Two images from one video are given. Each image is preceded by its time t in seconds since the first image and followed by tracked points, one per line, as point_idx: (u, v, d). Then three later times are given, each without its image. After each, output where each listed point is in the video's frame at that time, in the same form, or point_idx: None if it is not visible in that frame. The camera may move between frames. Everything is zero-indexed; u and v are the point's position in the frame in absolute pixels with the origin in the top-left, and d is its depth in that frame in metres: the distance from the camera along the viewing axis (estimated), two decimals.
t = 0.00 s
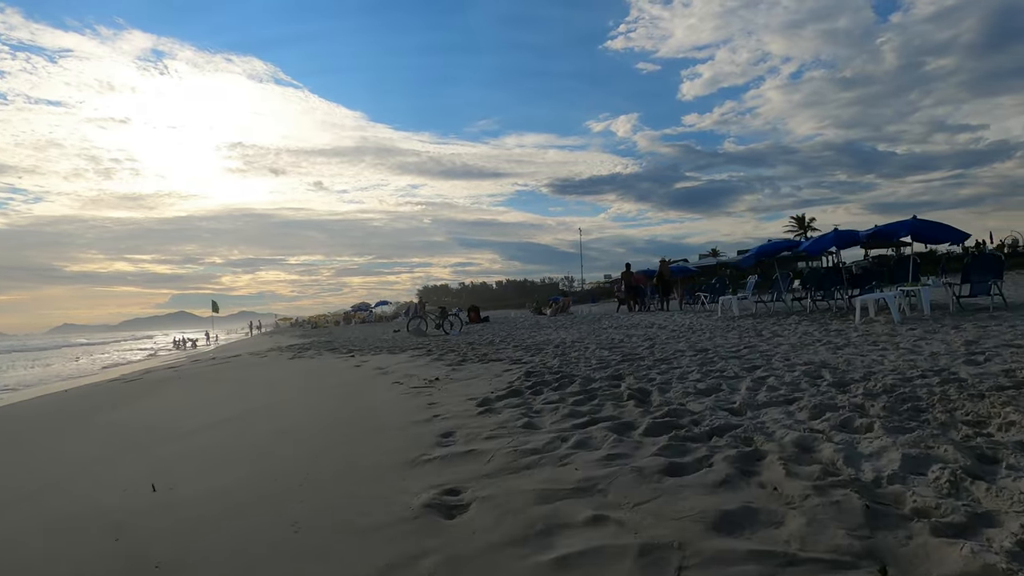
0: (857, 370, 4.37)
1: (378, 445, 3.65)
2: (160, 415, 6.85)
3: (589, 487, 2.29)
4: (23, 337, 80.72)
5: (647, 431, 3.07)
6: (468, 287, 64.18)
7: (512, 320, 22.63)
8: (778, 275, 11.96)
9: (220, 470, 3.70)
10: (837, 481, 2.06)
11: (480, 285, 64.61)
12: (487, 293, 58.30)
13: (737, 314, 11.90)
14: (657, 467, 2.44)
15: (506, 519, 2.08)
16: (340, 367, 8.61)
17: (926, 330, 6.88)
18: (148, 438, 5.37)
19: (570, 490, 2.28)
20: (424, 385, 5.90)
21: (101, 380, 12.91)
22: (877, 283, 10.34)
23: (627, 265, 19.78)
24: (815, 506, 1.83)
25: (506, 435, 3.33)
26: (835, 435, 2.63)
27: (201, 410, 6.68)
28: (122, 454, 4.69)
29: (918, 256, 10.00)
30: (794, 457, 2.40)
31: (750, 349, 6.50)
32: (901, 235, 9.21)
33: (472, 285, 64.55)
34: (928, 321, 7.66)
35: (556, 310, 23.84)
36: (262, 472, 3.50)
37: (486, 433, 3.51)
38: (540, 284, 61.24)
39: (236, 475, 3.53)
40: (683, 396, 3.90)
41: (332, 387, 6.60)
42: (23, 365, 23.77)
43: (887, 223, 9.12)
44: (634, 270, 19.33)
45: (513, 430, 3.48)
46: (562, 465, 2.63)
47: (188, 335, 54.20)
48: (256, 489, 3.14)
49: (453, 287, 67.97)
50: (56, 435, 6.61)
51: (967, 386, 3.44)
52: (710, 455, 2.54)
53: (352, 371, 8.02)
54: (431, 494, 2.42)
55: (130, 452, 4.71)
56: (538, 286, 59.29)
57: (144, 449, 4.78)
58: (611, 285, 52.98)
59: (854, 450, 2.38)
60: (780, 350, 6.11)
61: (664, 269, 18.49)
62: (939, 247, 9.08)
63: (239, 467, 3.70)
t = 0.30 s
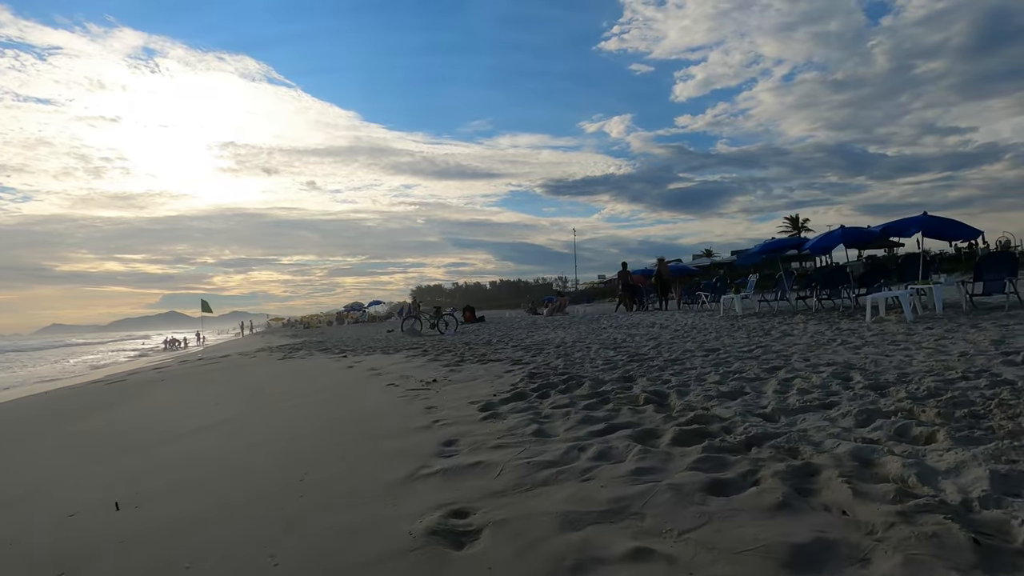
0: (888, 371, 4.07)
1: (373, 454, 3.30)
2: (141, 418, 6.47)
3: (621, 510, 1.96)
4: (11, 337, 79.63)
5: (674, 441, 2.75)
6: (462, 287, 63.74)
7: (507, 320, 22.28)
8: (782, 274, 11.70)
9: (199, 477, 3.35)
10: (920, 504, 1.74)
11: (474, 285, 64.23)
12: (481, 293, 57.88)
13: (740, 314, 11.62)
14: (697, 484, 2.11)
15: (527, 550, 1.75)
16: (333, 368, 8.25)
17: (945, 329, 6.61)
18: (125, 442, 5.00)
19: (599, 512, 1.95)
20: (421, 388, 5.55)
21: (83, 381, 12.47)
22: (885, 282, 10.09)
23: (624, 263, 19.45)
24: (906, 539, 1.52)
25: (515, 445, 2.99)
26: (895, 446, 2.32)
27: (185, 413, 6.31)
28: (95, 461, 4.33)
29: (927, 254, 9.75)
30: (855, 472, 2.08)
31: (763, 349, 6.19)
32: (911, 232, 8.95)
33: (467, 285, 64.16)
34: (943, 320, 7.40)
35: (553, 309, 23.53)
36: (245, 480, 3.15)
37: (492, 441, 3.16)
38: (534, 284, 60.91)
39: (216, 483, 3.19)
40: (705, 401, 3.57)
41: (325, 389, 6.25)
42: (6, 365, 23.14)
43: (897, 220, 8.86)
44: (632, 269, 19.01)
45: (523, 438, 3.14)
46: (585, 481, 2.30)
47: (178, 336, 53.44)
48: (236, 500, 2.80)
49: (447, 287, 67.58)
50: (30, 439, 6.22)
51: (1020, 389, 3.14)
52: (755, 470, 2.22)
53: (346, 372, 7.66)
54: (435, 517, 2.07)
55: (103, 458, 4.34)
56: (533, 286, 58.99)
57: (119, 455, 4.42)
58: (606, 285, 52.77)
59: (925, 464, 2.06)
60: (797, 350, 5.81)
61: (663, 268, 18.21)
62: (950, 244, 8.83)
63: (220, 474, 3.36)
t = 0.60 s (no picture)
0: (938, 383, 3.72)
1: (372, 479, 2.95)
2: (126, 425, 6.10)
3: (678, 569, 1.60)
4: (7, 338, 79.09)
5: (720, 471, 2.38)
6: (461, 287, 63.30)
7: (509, 321, 21.91)
8: (794, 275, 11.34)
9: (177, 500, 3.00)
10: None
11: (474, 286, 63.84)
12: (480, 293, 57.47)
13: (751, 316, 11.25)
14: (763, 532, 1.76)
15: None
16: (330, 374, 7.87)
17: (976, 333, 6.25)
18: (104, 453, 4.63)
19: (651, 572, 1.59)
20: (423, 398, 5.18)
21: (72, 385, 12.07)
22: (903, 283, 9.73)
23: (627, 263, 19.07)
24: None
25: (535, 473, 2.62)
26: (991, 482, 1.96)
27: (172, 421, 5.94)
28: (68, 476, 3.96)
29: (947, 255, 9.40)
30: (957, 519, 1.72)
31: (786, 356, 5.84)
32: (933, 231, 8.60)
33: (466, 285, 63.76)
34: (971, 324, 7.05)
35: (554, 310, 23.15)
36: (228, 507, 2.79)
37: (507, 467, 2.80)
38: (534, 285, 60.49)
39: (195, 508, 2.83)
40: (743, 418, 3.21)
41: (321, 398, 5.88)
42: None
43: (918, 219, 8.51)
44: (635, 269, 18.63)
45: (542, 464, 2.78)
46: (625, 525, 1.94)
47: (175, 336, 52.95)
48: (215, 533, 2.45)
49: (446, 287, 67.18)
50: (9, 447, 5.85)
51: None
52: (830, 513, 1.86)
53: (343, 378, 7.28)
54: None
55: (77, 470, 3.98)
56: (533, 286, 58.62)
57: (94, 468, 4.06)
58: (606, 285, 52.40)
59: None
60: (824, 357, 5.45)
61: (667, 268, 17.85)
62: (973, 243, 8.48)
63: (202, 496, 3.00)
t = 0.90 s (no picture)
0: (996, 381, 3.36)
1: (368, 486, 2.57)
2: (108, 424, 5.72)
3: None
4: (3, 337, 78.68)
5: (779, 482, 2.02)
6: (461, 287, 62.90)
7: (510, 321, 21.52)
8: (807, 272, 10.98)
9: (148, 503, 2.62)
10: None
11: (473, 285, 63.47)
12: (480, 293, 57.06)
13: (762, 314, 10.89)
14: (859, 564, 1.39)
15: None
16: (327, 372, 7.49)
17: (1011, 330, 5.89)
18: (78, 452, 4.25)
19: None
20: (425, 396, 4.80)
21: (61, 383, 11.68)
22: (922, 280, 9.37)
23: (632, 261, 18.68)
24: None
25: (557, 483, 2.25)
26: None
27: (157, 419, 5.56)
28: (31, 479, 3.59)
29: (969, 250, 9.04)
30: None
31: (812, 352, 5.46)
32: (956, 224, 8.25)
33: (466, 285, 63.38)
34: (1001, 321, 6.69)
35: (556, 309, 22.81)
36: (206, 510, 2.40)
37: (523, 475, 2.42)
38: (534, 284, 60.08)
39: (167, 511, 2.44)
40: (788, 419, 2.84)
41: (316, 396, 5.50)
42: None
43: (941, 211, 8.16)
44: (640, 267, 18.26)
45: (564, 471, 2.41)
46: (678, 552, 1.57)
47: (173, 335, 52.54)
48: (185, 543, 2.07)
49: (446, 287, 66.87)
50: None
51: None
52: (936, 539, 1.49)
53: (340, 376, 6.90)
54: None
55: (45, 469, 3.62)
56: (533, 286, 58.24)
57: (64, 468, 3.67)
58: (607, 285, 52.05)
59: None
60: (855, 354, 5.08)
61: (673, 266, 17.49)
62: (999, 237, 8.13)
63: (177, 499, 2.63)
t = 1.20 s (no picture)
0: None
1: (372, 528, 2.18)
2: (93, 440, 5.33)
3: None
4: (7, 337, 78.62)
5: (888, 537, 1.63)
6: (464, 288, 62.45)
7: (515, 323, 21.14)
8: (827, 273, 10.58)
9: (120, 558, 2.25)
10: None
11: (476, 286, 63.12)
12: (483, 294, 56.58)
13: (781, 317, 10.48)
14: None
15: None
16: (327, 380, 7.09)
17: None
18: (50, 478, 3.85)
19: None
20: (433, 409, 4.40)
21: (56, 388, 11.34)
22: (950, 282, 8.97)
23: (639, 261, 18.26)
24: None
25: (605, 532, 1.86)
26: None
27: (143, 435, 5.17)
28: None
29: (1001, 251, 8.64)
30: None
31: (851, 361, 5.06)
32: (990, 223, 7.86)
33: (468, 286, 63.03)
34: None
35: (562, 311, 22.44)
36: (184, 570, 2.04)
37: (560, 518, 2.03)
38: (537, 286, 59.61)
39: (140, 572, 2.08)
40: (862, 447, 2.45)
41: (314, 409, 5.10)
42: None
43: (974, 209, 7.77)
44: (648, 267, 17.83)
45: (611, 514, 2.02)
46: None
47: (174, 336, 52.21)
48: None
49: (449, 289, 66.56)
50: None
51: None
52: None
53: (340, 386, 6.51)
54: None
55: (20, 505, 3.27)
56: (536, 288, 57.87)
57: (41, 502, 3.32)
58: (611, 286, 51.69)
59: None
60: (901, 363, 4.69)
61: (683, 267, 17.10)
62: None
63: (153, 551, 2.26)
